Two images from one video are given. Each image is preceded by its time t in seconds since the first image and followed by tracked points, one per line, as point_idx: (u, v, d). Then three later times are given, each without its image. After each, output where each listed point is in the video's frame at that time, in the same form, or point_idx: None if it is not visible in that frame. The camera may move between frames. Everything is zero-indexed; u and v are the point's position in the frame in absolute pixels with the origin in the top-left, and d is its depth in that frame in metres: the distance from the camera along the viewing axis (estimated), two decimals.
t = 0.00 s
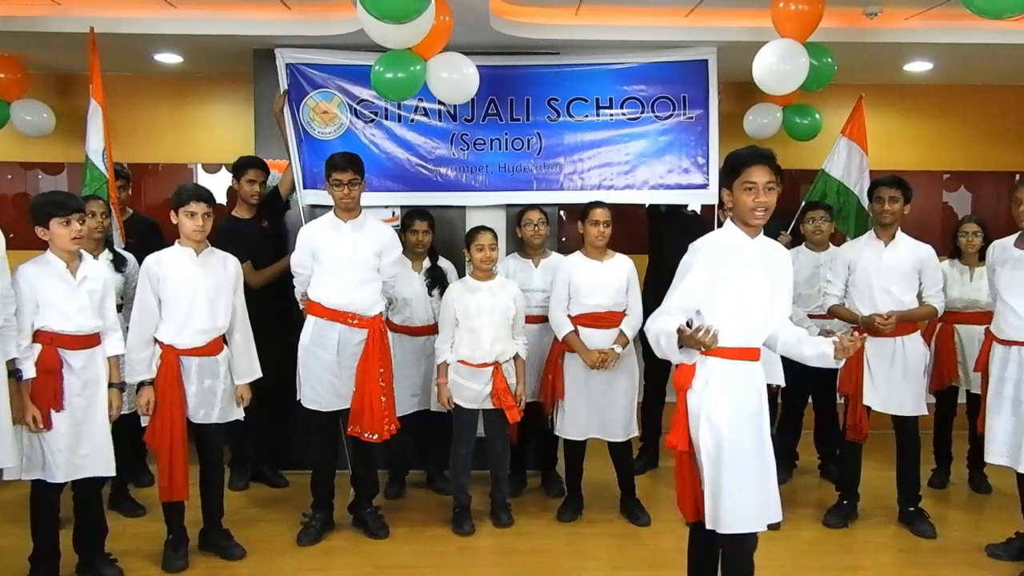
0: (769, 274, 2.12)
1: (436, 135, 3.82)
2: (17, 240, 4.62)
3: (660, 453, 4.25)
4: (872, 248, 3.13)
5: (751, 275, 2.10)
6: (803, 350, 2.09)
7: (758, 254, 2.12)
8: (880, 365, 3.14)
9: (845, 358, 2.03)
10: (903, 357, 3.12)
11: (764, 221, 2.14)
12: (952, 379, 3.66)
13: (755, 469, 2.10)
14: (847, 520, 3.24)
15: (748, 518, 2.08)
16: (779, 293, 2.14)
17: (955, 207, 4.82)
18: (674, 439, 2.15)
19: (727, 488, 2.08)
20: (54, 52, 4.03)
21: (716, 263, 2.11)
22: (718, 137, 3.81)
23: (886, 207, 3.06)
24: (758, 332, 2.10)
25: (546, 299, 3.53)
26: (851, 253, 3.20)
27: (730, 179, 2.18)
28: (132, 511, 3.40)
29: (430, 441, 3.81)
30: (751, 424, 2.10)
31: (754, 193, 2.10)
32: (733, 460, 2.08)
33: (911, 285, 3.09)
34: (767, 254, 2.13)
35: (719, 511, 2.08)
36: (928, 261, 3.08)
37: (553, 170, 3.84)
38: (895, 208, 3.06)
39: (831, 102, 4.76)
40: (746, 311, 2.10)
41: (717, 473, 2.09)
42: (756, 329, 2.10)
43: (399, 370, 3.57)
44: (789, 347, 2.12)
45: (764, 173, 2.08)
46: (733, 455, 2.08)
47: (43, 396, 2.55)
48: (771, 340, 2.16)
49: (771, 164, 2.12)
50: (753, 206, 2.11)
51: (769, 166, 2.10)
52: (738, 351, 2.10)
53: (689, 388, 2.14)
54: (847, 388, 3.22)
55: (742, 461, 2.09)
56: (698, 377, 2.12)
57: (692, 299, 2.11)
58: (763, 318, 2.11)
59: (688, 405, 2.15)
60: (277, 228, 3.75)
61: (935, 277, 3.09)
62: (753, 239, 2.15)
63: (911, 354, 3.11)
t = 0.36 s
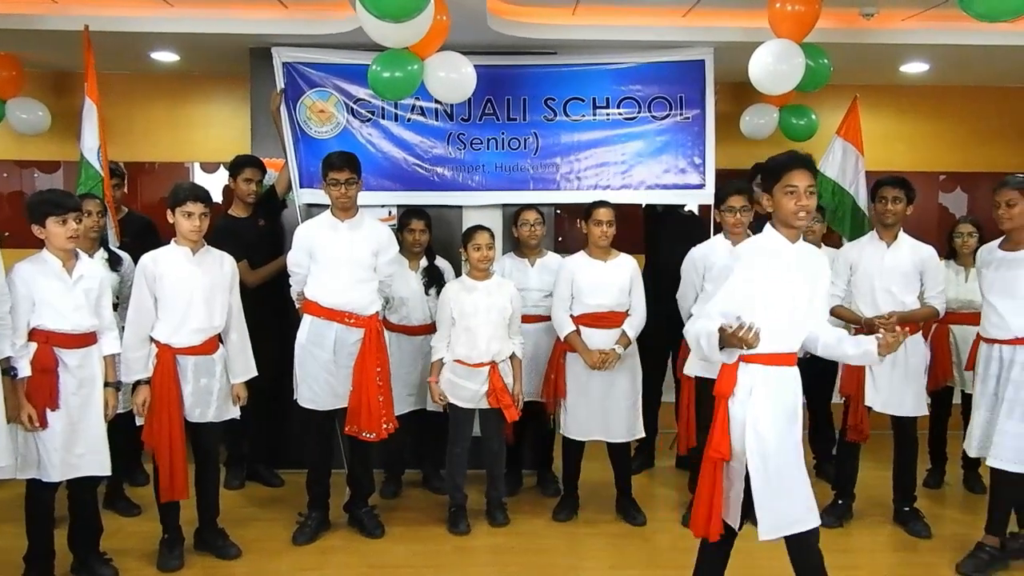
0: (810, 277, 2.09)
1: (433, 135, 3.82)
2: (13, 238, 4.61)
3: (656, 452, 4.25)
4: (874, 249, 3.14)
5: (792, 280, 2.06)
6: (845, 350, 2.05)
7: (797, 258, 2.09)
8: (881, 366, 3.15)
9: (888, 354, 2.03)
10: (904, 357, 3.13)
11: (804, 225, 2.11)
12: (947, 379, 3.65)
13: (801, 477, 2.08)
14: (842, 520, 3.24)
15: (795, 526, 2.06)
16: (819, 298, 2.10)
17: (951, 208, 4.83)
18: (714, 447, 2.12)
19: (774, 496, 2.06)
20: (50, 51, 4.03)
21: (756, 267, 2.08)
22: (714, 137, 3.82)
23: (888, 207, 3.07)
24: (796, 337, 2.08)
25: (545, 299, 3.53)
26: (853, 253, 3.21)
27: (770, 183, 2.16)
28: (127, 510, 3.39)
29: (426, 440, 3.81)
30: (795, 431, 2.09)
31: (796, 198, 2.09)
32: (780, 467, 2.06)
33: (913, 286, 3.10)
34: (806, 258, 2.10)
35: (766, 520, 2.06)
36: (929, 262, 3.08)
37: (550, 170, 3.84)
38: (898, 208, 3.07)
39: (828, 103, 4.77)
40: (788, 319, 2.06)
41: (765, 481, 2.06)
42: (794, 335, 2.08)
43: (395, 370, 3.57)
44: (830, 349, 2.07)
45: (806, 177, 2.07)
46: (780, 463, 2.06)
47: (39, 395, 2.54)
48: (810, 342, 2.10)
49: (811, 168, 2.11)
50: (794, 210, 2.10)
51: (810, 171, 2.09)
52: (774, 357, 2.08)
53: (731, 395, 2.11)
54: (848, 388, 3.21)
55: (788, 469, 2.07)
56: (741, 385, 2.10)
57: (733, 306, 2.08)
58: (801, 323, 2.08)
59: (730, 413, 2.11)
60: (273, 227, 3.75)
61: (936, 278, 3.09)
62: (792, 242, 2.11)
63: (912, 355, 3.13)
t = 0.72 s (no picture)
0: (872, 282, 2.16)
1: (427, 135, 3.82)
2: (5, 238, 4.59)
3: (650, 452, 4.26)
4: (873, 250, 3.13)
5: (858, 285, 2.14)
6: (902, 353, 2.19)
7: (863, 263, 2.16)
8: (877, 368, 3.20)
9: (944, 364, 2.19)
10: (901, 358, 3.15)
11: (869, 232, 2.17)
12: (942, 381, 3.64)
13: (853, 479, 2.19)
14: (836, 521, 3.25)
15: (843, 524, 2.17)
16: (881, 301, 2.19)
17: (944, 208, 4.85)
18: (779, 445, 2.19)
19: (828, 496, 2.16)
20: (43, 49, 4.01)
21: (824, 274, 2.15)
22: (708, 137, 3.83)
23: (887, 207, 3.07)
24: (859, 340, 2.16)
25: (540, 299, 3.53)
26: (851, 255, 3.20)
27: (831, 190, 2.20)
28: (120, 511, 3.38)
29: (420, 440, 3.81)
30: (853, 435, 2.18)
31: (861, 203, 2.13)
32: (836, 469, 2.16)
33: (910, 289, 3.12)
34: (870, 262, 2.17)
35: (817, 516, 2.16)
36: (928, 264, 3.11)
37: (544, 170, 3.84)
38: (896, 209, 3.07)
39: (821, 104, 4.78)
40: (853, 322, 2.14)
41: (820, 481, 2.16)
42: (859, 338, 2.16)
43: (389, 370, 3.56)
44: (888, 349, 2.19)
45: (870, 182, 2.12)
46: (838, 465, 2.16)
47: (31, 395, 2.53)
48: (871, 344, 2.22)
49: (873, 173, 2.16)
50: (859, 216, 2.14)
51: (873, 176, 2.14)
52: (841, 360, 2.15)
53: (796, 396, 2.19)
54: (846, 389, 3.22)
55: (843, 470, 2.17)
56: (808, 387, 2.17)
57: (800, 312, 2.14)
58: (867, 326, 2.16)
59: (794, 413, 2.19)
60: (268, 228, 3.74)
61: (935, 278, 3.11)
62: (856, 249, 2.17)
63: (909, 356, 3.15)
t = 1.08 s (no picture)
0: (884, 276, 2.18)
1: (409, 135, 3.81)
2: None
3: (630, 454, 4.27)
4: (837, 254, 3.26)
5: (869, 280, 2.16)
6: (918, 341, 2.21)
7: (875, 257, 2.18)
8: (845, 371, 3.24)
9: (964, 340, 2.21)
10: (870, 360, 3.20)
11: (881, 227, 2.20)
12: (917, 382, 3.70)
13: (862, 476, 2.21)
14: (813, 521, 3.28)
15: (856, 518, 2.20)
16: (892, 294, 2.20)
17: (922, 211, 4.89)
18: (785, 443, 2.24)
19: (840, 491, 2.18)
20: (20, 45, 3.97)
21: (837, 268, 2.16)
22: (689, 140, 3.85)
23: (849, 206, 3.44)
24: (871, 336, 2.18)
25: (520, 300, 3.53)
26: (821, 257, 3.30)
27: (845, 185, 2.24)
28: (96, 512, 3.35)
29: (399, 441, 3.80)
30: (861, 431, 2.20)
31: (873, 198, 2.16)
32: (844, 465, 2.18)
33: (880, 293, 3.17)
34: (882, 256, 2.19)
35: (828, 514, 2.17)
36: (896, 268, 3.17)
37: (526, 172, 3.84)
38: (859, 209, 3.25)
39: (801, 107, 4.82)
40: (863, 318, 2.16)
41: (828, 477, 2.18)
42: (872, 331, 2.18)
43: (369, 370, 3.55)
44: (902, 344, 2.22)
45: (882, 178, 2.15)
46: (845, 462, 2.18)
47: (4, 395, 2.50)
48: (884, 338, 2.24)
49: (887, 167, 2.19)
50: (873, 210, 2.17)
51: (886, 171, 2.17)
52: (849, 356, 2.18)
53: (802, 394, 2.21)
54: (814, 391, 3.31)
55: (852, 467, 2.19)
56: (813, 383, 2.19)
57: (810, 306, 2.16)
58: (880, 322, 2.18)
59: (801, 410, 2.22)
60: (247, 227, 3.73)
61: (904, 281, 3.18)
62: (868, 243, 2.19)
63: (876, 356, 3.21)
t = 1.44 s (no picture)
0: (895, 275, 2.19)
1: (399, 137, 3.81)
2: None
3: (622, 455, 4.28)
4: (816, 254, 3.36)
5: (879, 279, 2.17)
6: (928, 352, 2.19)
7: (883, 259, 2.19)
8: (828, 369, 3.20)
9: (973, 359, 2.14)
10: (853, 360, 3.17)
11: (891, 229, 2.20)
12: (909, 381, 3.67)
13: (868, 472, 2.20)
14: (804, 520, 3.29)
15: (859, 513, 2.20)
16: (904, 296, 2.20)
17: (910, 212, 4.92)
18: (786, 432, 2.28)
19: (840, 484, 2.19)
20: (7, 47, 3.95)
21: (844, 269, 2.18)
22: (679, 141, 3.85)
23: (830, 210, 3.35)
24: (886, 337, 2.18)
25: (511, 302, 3.53)
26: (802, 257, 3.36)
27: (856, 186, 2.23)
28: (86, 516, 3.34)
29: (390, 443, 3.80)
30: (867, 427, 2.20)
31: (884, 201, 2.16)
32: (844, 458, 2.19)
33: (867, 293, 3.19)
34: (892, 258, 2.20)
35: (826, 502, 2.21)
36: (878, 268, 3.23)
37: (517, 173, 3.84)
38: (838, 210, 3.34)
39: (790, 108, 4.83)
40: (875, 318, 2.17)
41: (827, 468, 2.20)
42: (888, 332, 2.18)
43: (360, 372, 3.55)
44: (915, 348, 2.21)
45: (894, 182, 2.14)
46: (847, 455, 2.20)
47: None
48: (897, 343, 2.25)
49: (899, 169, 2.17)
50: (883, 213, 2.18)
51: (898, 175, 2.16)
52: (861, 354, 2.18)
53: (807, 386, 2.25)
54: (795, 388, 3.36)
55: (854, 461, 2.19)
56: (816, 376, 2.22)
57: (816, 303, 2.18)
58: (894, 323, 2.19)
59: (804, 401, 2.26)
60: (237, 228, 3.72)
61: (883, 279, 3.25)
62: (879, 245, 2.20)
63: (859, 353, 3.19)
